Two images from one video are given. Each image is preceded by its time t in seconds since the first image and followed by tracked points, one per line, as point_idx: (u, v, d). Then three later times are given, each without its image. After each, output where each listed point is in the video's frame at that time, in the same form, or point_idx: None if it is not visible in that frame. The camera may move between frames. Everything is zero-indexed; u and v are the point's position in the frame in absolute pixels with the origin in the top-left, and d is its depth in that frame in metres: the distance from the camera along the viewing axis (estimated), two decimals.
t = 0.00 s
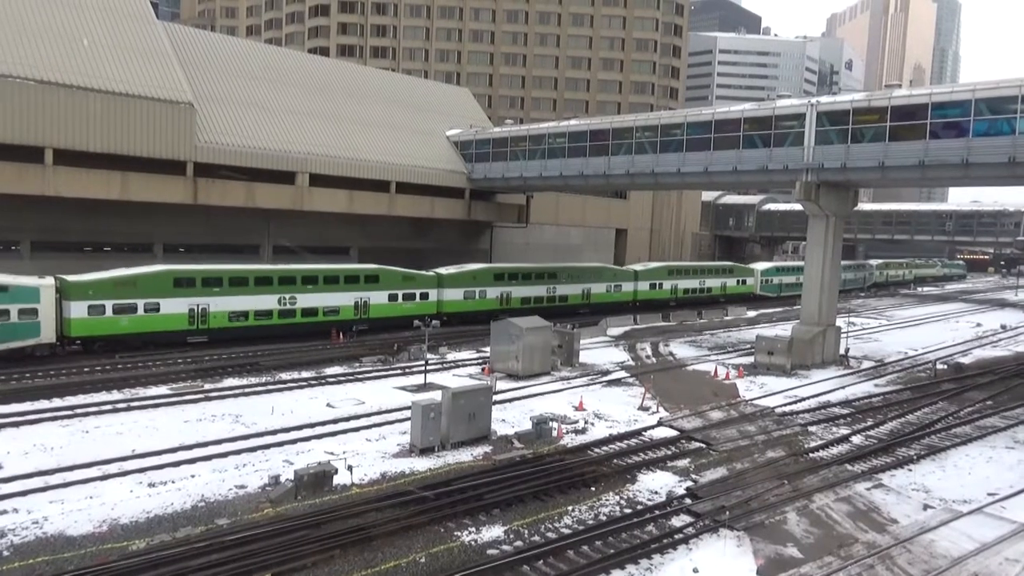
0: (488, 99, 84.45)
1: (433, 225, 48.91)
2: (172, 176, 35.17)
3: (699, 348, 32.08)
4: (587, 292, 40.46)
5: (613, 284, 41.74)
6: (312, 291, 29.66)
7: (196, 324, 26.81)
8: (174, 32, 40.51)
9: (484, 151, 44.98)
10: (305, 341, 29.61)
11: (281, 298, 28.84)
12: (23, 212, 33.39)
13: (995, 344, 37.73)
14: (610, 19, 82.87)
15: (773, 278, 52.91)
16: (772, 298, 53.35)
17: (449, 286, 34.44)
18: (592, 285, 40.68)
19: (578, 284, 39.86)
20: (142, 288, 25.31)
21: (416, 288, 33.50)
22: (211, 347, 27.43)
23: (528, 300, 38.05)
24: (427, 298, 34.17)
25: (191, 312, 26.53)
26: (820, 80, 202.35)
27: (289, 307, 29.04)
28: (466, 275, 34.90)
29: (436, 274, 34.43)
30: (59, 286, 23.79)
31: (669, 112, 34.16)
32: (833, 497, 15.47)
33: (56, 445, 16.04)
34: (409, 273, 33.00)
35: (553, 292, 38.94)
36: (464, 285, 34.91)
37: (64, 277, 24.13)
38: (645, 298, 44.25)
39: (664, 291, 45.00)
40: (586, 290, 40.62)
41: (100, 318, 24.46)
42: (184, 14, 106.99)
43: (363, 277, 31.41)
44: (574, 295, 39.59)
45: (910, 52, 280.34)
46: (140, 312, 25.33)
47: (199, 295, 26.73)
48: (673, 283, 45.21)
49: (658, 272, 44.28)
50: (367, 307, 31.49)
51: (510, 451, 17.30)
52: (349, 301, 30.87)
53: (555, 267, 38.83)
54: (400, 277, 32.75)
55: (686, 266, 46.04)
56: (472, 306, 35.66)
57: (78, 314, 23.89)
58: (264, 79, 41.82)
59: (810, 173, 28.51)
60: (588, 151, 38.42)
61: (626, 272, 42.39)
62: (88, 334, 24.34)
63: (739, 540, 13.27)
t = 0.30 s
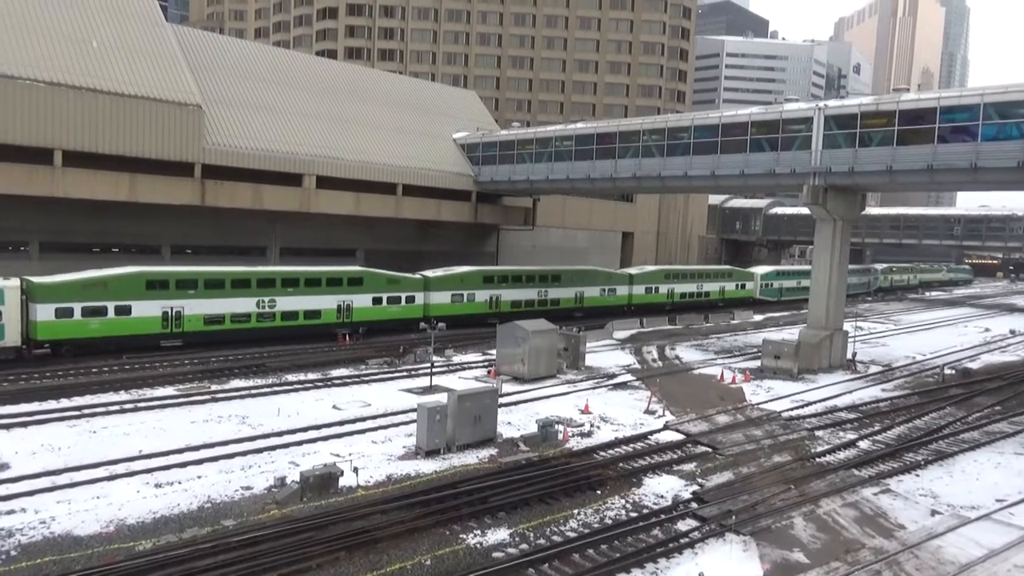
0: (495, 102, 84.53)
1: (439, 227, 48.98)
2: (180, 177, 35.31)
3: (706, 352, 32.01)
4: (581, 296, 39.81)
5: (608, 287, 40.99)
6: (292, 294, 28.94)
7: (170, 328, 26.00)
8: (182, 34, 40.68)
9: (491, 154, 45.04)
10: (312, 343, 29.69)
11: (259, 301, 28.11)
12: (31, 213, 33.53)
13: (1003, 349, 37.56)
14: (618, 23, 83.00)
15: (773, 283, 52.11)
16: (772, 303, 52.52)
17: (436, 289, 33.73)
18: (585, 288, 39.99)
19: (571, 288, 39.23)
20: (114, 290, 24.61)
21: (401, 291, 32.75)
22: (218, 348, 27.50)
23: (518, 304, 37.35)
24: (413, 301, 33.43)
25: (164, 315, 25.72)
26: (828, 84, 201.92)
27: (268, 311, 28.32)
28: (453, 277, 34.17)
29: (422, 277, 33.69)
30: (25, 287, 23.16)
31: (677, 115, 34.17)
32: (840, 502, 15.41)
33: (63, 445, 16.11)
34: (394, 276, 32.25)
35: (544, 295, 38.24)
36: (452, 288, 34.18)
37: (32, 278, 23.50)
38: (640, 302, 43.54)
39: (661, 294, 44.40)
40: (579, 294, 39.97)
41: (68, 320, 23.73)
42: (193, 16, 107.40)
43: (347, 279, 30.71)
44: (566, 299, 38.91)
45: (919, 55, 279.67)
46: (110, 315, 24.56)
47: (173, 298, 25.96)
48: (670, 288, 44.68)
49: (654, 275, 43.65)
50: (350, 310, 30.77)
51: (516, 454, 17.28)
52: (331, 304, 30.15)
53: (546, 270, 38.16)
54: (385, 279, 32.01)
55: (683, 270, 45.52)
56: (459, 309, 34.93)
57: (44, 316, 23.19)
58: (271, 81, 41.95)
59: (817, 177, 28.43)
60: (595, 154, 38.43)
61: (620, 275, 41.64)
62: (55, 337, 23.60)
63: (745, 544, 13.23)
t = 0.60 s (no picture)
0: (504, 105, 84.58)
1: (447, 229, 49.04)
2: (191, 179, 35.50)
3: (713, 356, 31.89)
4: (574, 300, 39.30)
5: (602, 291, 40.41)
6: (272, 296, 28.24)
7: (145, 330, 25.30)
8: (192, 37, 40.87)
9: (500, 156, 45.07)
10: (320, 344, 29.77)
11: (237, 303, 27.36)
12: (42, 214, 33.74)
13: (1014, 355, 37.30)
14: (627, 26, 83.01)
15: (774, 287, 51.82)
16: (773, 307, 52.04)
17: (423, 292, 32.95)
18: (578, 292, 39.46)
19: (564, 291, 38.73)
20: (84, 292, 23.86)
21: (387, 293, 32.01)
22: (227, 349, 27.61)
23: (509, 307, 36.73)
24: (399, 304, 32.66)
25: (138, 317, 25.04)
26: (838, 87, 201.11)
27: (247, 314, 27.59)
28: (441, 280, 33.42)
29: (409, 279, 32.96)
30: None
31: (686, 119, 34.12)
32: (848, 508, 15.32)
33: (72, 444, 16.19)
34: (379, 278, 31.54)
35: (536, 299, 37.67)
36: (440, 290, 33.43)
37: None
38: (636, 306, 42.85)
39: (658, 298, 43.70)
40: (573, 298, 39.46)
41: (37, 322, 22.94)
42: (204, 18, 108.03)
43: (330, 281, 30.01)
44: (558, 303, 38.38)
45: (930, 59, 278.46)
46: (81, 317, 23.86)
47: (147, 300, 25.28)
48: (668, 292, 43.99)
49: (650, 279, 42.97)
50: (333, 313, 30.06)
51: (522, 457, 17.27)
52: (313, 307, 29.41)
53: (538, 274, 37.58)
54: (370, 281, 31.29)
55: (684, 274, 44.73)
56: (446, 312, 34.16)
57: (12, 317, 22.41)
58: (281, 83, 42.10)
59: (827, 181, 28.30)
60: (604, 157, 38.40)
61: (614, 279, 41.05)
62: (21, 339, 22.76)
63: (752, 550, 13.17)
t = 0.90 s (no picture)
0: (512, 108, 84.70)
1: (455, 232, 49.09)
2: (200, 181, 35.66)
3: (720, 360, 31.82)
4: (566, 303, 38.59)
5: (596, 295, 39.68)
6: (250, 299, 27.44)
7: (115, 333, 24.52)
8: (201, 40, 41.08)
9: (507, 159, 45.10)
10: (327, 346, 29.83)
11: (213, 306, 26.60)
12: (52, 216, 33.95)
13: None
14: (635, 29, 82.98)
15: (775, 291, 50.41)
16: (774, 310, 50.71)
17: (409, 295, 32.16)
18: (571, 296, 38.74)
19: (556, 295, 38.01)
20: (52, 293, 22.93)
21: (371, 296, 31.22)
22: (234, 351, 27.69)
23: (499, 311, 35.95)
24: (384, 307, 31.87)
25: (109, 320, 24.24)
26: (846, 90, 200.46)
27: (223, 317, 26.83)
28: (427, 283, 32.57)
29: (394, 281, 32.15)
30: None
31: (693, 122, 34.06)
32: (855, 513, 15.24)
33: (80, 445, 16.26)
34: (363, 280, 30.77)
35: (527, 303, 36.96)
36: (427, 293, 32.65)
37: None
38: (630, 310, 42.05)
39: (654, 302, 42.99)
40: (565, 301, 38.74)
41: None
42: (214, 21, 108.69)
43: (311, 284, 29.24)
44: (550, 306, 37.66)
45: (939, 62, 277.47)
46: (48, 320, 22.94)
47: (119, 302, 24.47)
48: (664, 296, 43.26)
49: (646, 282, 42.24)
50: (314, 317, 29.30)
51: (528, 460, 17.25)
52: (293, 310, 28.66)
53: (530, 276, 36.89)
54: (354, 284, 30.54)
55: (681, 278, 43.91)
56: (433, 316, 33.36)
57: None
58: (289, 86, 42.26)
59: (835, 184, 28.23)
60: (611, 160, 38.40)
61: (608, 282, 40.27)
62: None
63: (759, 554, 13.11)
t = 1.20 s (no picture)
0: (516, 111, 84.74)
1: (459, 235, 49.13)
2: (206, 184, 35.80)
3: (725, 363, 31.73)
4: (556, 307, 37.93)
5: (587, 298, 39.06)
6: (223, 302, 26.83)
7: (81, 337, 23.90)
8: (208, 44, 41.24)
9: (512, 162, 45.13)
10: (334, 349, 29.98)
11: (185, 309, 26.00)
12: (58, 218, 34.13)
13: None
14: (640, 32, 82.97)
15: (773, 294, 50.06)
16: (770, 314, 50.17)
17: (391, 298, 31.47)
18: (561, 299, 38.11)
19: (545, 298, 37.33)
20: (14, 296, 22.38)
21: (352, 299, 30.62)
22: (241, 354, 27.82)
23: (486, 315, 35.28)
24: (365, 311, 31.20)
25: (73, 323, 23.62)
26: (852, 93, 199.98)
27: (195, 320, 26.23)
28: (410, 285, 31.88)
29: (376, 285, 31.53)
30: None
31: (698, 125, 34.03)
32: (861, 517, 15.18)
33: (85, 447, 16.32)
34: (343, 283, 30.13)
35: (516, 306, 36.30)
36: (410, 296, 31.94)
37: None
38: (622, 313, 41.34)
39: (648, 306, 42.40)
40: (555, 305, 38.09)
41: None
42: (220, 24, 109.25)
43: (289, 286, 28.60)
44: (540, 310, 36.98)
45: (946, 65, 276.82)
46: (8, 323, 22.38)
47: (85, 305, 23.87)
48: (658, 299, 42.73)
49: (638, 285, 41.56)
50: (290, 320, 28.63)
51: (533, 463, 17.25)
52: (269, 313, 28.04)
53: (520, 279, 36.27)
54: (333, 286, 29.89)
55: (674, 281, 43.46)
56: (415, 320, 32.60)
57: None
58: (294, 89, 42.37)
59: (840, 188, 28.16)
60: (616, 163, 38.41)
61: (599, 286, 39.62)
62: None
63: (764, 558, 13.07)
